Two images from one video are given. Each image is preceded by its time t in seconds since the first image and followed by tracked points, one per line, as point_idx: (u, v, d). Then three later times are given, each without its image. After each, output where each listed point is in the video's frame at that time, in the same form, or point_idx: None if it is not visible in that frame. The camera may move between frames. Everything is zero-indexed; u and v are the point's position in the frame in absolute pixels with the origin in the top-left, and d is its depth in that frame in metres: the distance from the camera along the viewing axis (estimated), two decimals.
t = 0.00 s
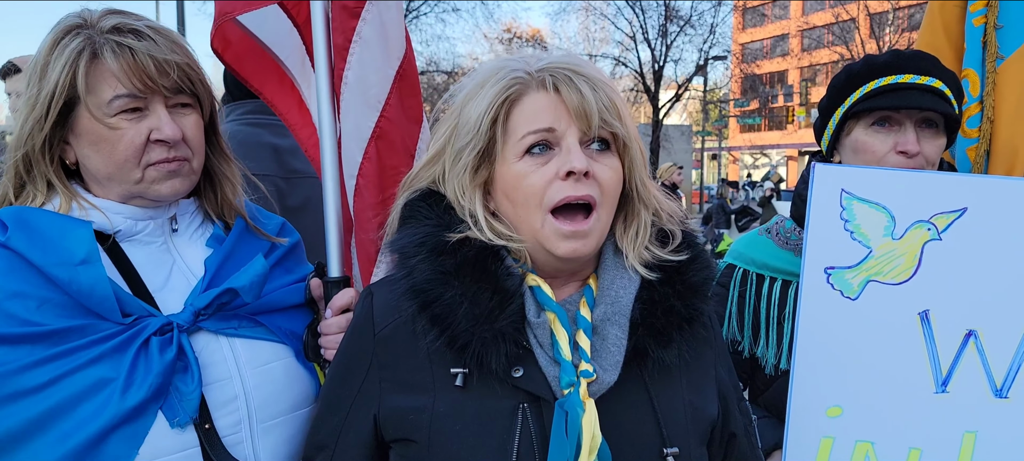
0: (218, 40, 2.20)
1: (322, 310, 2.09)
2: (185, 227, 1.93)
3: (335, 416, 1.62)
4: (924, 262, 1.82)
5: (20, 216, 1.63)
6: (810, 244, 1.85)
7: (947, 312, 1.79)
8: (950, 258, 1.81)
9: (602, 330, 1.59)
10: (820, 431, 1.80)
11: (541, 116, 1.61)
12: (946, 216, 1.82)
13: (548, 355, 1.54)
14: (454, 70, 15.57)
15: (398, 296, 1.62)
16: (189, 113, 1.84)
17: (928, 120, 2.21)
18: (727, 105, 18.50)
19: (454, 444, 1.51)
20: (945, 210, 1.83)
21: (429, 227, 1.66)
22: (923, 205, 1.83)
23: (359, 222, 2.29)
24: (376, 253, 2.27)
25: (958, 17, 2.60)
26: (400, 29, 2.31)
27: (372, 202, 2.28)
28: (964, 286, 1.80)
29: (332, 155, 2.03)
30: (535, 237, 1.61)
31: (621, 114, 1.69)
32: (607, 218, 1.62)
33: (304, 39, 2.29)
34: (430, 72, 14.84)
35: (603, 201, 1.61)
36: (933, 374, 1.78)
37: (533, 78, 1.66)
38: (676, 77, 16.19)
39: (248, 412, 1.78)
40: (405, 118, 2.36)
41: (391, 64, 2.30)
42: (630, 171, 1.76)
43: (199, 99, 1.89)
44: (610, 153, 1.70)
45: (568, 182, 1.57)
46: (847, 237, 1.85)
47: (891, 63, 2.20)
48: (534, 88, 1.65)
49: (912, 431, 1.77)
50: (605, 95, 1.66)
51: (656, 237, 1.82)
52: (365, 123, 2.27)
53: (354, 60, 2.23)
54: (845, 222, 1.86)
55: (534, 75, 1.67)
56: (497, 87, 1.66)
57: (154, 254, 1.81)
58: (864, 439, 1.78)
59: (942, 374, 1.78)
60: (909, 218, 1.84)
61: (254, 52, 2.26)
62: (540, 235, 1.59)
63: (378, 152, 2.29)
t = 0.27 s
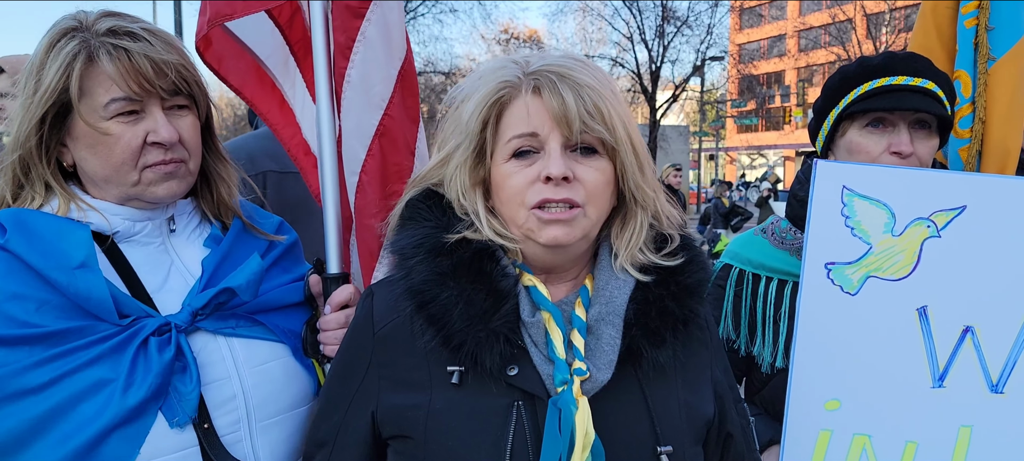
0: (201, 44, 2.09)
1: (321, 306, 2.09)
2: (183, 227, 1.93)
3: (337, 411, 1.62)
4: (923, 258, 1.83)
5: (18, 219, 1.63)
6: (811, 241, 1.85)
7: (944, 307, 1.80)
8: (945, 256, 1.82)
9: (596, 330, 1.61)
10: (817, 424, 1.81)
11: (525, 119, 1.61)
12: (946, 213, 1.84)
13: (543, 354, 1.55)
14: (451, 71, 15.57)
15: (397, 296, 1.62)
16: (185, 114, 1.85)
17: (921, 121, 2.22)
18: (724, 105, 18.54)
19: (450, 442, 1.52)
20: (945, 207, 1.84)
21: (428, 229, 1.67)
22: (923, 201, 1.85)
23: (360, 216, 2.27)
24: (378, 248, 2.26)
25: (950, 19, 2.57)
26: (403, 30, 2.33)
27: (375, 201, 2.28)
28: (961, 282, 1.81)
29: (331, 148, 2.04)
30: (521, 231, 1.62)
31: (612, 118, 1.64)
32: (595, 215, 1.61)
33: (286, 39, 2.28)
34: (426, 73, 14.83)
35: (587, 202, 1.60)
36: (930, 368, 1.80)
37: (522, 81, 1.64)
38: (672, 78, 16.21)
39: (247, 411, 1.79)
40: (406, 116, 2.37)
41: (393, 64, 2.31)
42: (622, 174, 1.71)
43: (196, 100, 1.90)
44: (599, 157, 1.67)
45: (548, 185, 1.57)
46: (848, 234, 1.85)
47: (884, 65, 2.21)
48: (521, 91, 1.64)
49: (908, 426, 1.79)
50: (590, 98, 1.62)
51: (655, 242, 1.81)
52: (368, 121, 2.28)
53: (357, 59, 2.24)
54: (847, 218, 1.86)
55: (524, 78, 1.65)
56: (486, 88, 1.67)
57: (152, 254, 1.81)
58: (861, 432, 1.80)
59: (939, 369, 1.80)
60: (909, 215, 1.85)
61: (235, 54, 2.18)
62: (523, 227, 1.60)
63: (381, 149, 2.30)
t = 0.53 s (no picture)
0: (204, 45, 2.10)
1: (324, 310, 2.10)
2: (186, 230, 1.94)
3: (337, 411, 1.63)
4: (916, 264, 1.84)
5: (20, 227, 1.64)
6: (806, 244, 1.86)
7: (937, 310, 1.82)
8: (941, 259, 1.84)
9: (593, 330, 1.61)
10: (815, 428, 1.82)
11: (520, 123, 1.63)
12: (938, 217, 1.85)
13: (540, 353, 1.56)
14: (451, 71, 15.59)
15: (397, 296, 1.64)
16: (188, 119, 1.86)
17: (919, 124, 2.24)
18: (723, 106, 18.55)
19: (448, 442, 1.52)
20: (936, 211, 1.85)
21: (429, 230, 1.68)
22: (917, 206, 1.85)
23: (366, 222, 2.27)
24: (383, 253, 2.26)
25: (944, 23, 2.58)
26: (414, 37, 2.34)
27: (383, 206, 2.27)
28: (956, 283, 1.83)
29: (337, 154, 2.04)
30: (514, 233, 1.64)
31: (606, 122, 1.63)
32: (588, 220, 1.60)
33: (295, 42, 2.31)
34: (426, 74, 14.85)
35: (580, 206, 1.60)
36: (925, 371, 1.81)
37: (519, 86, 1.66)
38: (672, 79, 16.23)
39: (249, 414, 1.80)
40: (415, 123, 2.38)
41: (404, 72, 2.32)
42: (619, 177, 1.70)
43: (198, 104, 1.91)
44: (594, 161, 1.66)
45: (541, 189, 1.57)
46: (842, 238, 1.86)
47: (882, 69, 2.23)
48: (518, 96, 1.65)
49: (904, 426, 1.80)
50: (585, 104, 1.62)
51: (654, 245, 1.81)
52: (379, 125, 2.29)
53: (368, 66, 2.25)
54: (839, 223, 1.87)
55: (522, 83, 1.66)
56: (485, 92, 1.69)
57: (154, 257, 1.83)
58: (858, 436, 1.81)
59: (934, 371, 1.81)
60: (902, 219, 1.86)
61: (239, 56, 2.18)
62: (517, 231, 1.62)
63: (390, 156, 2.31)
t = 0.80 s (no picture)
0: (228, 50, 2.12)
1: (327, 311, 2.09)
2: (189, 232, 1.95)
3: (341, 409, 1.64)
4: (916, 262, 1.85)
5: (24, 231, 1.65)
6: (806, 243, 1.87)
7: (938, 309, 1.83)
8: (940, 258, 1.84)
9: (593, 327, 1.62)
10: (815, 424, 1.83)
11: (519, 124, 1.63)
12: (938, 216, 1.86)
13: (541, 351, 1.57)
14: (451, 71, 15.59)
15: (399, 295, 1.65)
16: (191, 121, 1.87)
17: (917, 124, 2.24)
18: (723, 106, 18.56)
19: (451, 438, 1.53)
20: (936, 210, 1.86)
21: (429, 230, 1.69)
22: (916, 205, 1.86)
23: (371, 222, 2.29)
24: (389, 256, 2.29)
25: (941, 24, 2.58)
26: (422, 43, 2.36)
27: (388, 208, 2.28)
28: (956, 281, 1.84)
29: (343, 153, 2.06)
30: (516, 234, 1.64)
31: (605, 124, 1.64)
32: (585, 220, 1.61)
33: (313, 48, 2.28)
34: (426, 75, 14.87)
35: (577, 207, 1.60)
36: (925, 369, 1.82)
37: (519, 86, 1.67)
38: (672, 79, 16.24)
39: (251, 414, 1.81)
40: (423, 127, 2.39)
41: (413, 77, 2.34)
42: (617, 181, 1.70)
43: (202, 106, 1.91)
44: (592, 163, 1.67)
45: (540, 190, 1.58)
46: (843, 237, 1.86)
47: (881, 69, 2.24)
48: (518, 97, 1.66)
49: (904, 424, 1.81)
50: (585, 105, 1.63)
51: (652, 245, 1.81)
52: (387, 128, 2.30)
53: (378, 70, 2.26)
54: (841, 222, 1.88)
55: (521, 83, 1.67)
56: (484, 92, 1.70)
57: (158, 258, 1.83)
58: (858, 432, 1.82)
59: (934, 369, 1.82)
60: (902, 217, 1.87)
61: (261, 60, 2.20)
62: (519, 230, 1.61)
63: (398, 158, 2.31)
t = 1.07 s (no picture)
0: (261, 58, 2.16)
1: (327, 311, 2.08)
2: (190, 233, 1.95)
3: (343, 410, 1.64)
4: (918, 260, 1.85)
5: (27, 231, 1.65)
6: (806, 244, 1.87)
7: (939, 307, 1.83)
8: (940, 258, 1.85)
9: (593, 329, 1.62)
10: (817, 422, 1.83)
11: (510, 125, 1.64)
12: (939, 216, 1.86)
13: (542, 353, 1.57)
14: (450, 73, 15.60)
15: (400, 298, 1.66)
16: (193, 123, 1.87)
17: (917, 125, 2.25)
18: (722, 107, 18.57)
19: (452, 439, 1.54)
20: (938, 210, 1.86)
21: (429, 233, 1.69)
22: (916, 205, 1.87)
23: (371, 223, 2.29)
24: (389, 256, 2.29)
25: (937, 25, 2.57)
26: (421, 45, 2.36)
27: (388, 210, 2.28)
28: (957, 280, 1.84)
29: (341, 155, 2.06)
30: (511, 234, 1.64)
31: (594, 123, 1.63)
32: (578, 220, 1.61)
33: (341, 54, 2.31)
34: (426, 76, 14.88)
35: (569, 207, 1.60)
36: (926, 368, 1.82)
37: (509, 90, 1.67)
38: (671, 80, 16.26)
39: (251, 415, 1.81)
40: (422, 129, 2.39)
41: (412, 78, 2.34)
42: (610, 178, 1.69)
43: (203, 108, 1.92)
44: (584, 162, 1.66)
45: (532, 191, 1.59)
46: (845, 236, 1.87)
47: (881, 71, 2.24)
48: (509, 99, 1.66)
49: (905, 424, 1.82)
50: (573, 105, 1.62)
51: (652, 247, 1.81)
52: (387, 131, 2.30)
53: (377, 73, 2.27)
54: (842, 221, 1.88)
55: (512, 86, 1.68)
56: (477, 96, 1.71)
57: (160, 260, 1.83)
58: (859, 431, 1.82)
59: (935, 368, 1.82)
60: (904, 217, 1.87)
61: (293, 66, 2.23)
62: (513, 237, 1.63)
63: (397, 159, 2.31)
